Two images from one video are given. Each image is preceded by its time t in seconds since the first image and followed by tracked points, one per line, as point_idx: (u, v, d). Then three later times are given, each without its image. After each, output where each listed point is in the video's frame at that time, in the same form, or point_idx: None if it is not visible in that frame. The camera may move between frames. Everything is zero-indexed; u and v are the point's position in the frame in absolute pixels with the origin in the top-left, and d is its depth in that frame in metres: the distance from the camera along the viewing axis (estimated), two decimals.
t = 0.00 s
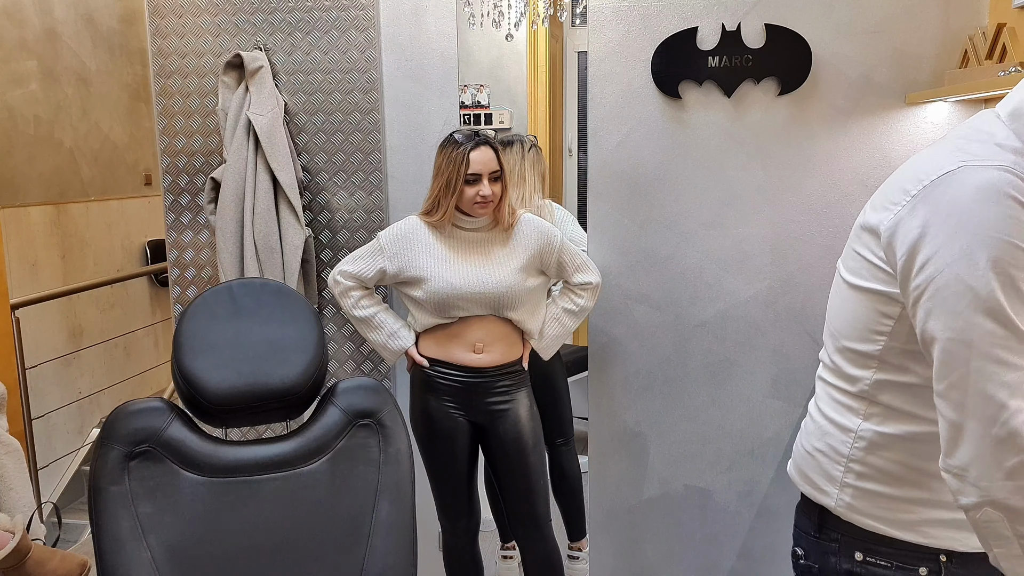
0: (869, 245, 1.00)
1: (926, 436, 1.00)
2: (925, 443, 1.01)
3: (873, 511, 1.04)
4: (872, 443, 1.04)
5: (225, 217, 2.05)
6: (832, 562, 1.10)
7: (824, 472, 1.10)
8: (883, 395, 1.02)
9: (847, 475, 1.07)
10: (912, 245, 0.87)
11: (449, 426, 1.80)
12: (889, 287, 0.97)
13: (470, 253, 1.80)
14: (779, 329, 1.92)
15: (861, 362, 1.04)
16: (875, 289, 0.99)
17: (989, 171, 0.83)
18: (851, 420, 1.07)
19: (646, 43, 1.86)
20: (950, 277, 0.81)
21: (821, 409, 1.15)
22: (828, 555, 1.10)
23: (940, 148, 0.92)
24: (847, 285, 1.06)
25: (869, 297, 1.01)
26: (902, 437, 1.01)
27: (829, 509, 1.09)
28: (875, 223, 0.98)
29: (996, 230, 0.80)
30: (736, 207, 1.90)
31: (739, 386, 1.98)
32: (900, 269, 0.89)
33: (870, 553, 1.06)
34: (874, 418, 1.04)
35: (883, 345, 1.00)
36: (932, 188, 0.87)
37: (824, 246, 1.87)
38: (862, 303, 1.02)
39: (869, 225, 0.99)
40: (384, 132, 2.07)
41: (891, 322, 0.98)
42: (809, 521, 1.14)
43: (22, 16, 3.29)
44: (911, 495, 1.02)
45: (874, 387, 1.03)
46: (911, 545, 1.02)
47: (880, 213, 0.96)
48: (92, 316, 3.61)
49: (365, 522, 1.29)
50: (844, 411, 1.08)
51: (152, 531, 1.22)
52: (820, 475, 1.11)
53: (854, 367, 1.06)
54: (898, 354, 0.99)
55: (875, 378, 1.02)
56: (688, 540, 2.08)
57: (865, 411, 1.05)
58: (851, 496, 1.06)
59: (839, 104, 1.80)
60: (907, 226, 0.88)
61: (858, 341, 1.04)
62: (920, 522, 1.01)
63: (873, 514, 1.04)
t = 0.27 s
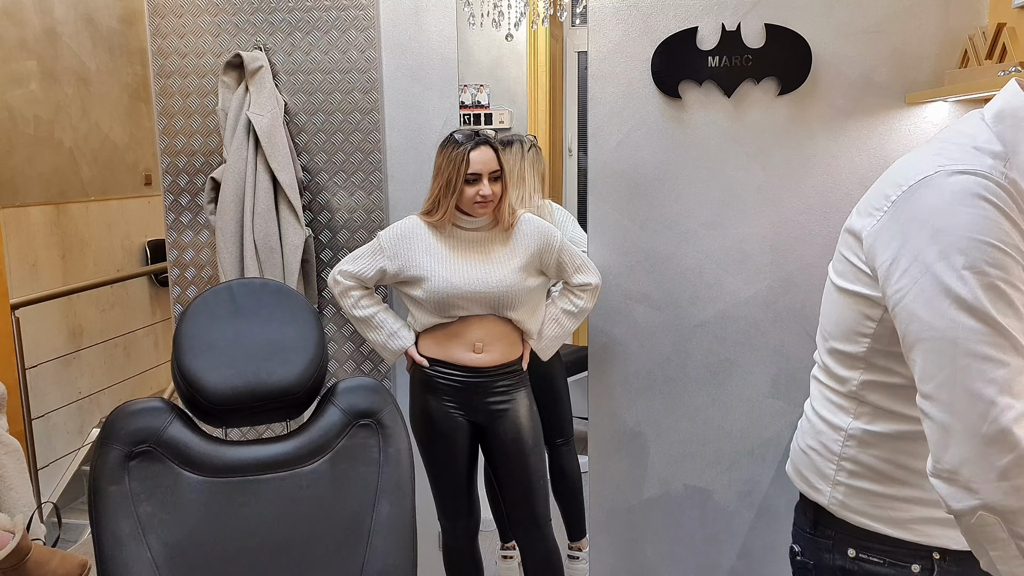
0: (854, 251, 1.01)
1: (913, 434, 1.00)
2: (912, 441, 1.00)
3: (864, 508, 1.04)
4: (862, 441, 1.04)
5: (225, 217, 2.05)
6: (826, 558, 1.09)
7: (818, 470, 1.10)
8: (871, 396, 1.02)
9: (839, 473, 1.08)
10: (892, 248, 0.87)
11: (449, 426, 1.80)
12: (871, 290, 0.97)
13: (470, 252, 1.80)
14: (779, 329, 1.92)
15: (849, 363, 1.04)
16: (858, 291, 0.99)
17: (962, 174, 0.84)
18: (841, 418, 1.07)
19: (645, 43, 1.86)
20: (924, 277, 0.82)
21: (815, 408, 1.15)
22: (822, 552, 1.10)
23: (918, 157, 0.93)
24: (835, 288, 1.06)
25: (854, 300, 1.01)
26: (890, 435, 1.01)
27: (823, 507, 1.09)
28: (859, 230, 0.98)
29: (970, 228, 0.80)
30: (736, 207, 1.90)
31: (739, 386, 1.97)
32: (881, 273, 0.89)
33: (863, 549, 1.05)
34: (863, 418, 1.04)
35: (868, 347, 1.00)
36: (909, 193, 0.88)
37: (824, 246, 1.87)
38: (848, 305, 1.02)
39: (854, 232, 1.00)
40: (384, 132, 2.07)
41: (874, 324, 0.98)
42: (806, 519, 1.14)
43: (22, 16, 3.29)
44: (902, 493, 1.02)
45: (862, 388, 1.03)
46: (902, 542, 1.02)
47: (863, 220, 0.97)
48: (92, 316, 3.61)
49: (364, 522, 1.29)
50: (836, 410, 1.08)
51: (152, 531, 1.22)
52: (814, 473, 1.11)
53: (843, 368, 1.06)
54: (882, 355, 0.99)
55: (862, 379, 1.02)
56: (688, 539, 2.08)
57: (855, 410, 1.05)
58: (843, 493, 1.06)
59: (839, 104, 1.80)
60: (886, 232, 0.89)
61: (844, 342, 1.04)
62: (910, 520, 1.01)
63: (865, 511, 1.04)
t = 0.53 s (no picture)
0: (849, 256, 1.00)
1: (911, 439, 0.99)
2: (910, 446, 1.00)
3: (868, 513, 1.04)
4: (863, 446, 1.04)
5: (226, 217, 2.05)
6: (831, 563, 1.09)
7: (821, 476, 1.11)
8: (870, 401, 1.02)
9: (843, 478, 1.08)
10: (881, 259, 0.87)
11: (449, 426, 1.80)
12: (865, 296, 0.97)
13: (470, 252, 1.80)
14: (779, 329, 1.92)
15: (848, 370, 1.04)
16: (852, 299, 1.00)
17: (948, 181, 0.83)
18: (843, 424, 1.07)
19: (645, 43, 1.86)
20: (908, 289, 0.82)
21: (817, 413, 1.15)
22: (828, 557, 1.10)
23: (909, 160, 0.92)
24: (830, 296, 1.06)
25: (848, 308, 1.01)
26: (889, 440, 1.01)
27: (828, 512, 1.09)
28: (852, 235, 0.98)
29: (952, 238, 0.79)
30: (736, 207, 1.90)
31: (739, 386, 1.98)
32: (872, 282, 0.89)
33: (868, 554, 1.05)
34: (863, 423, 1.04)
35: (864, 355, 1.00)
36: (894, 202, 0.87)
37: (824, 246, 1.87)
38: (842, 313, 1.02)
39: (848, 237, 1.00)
40: (384, 132, 2.07)
41: (869, 332, 0.98)
42: (812, 524, 1.14)
43: (22, 16, 3.29)
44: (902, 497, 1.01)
45: (861, 394, 1.03)
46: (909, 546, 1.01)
47: (856, 226, 0.96)
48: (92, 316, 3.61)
49: (365, 522, 1.29)
50: (838, 416, 1.09)
51: (152, 531, 1.22)
52: (818, 478, 1.11)
53: (843, 375, 1.06)
54: (880, 362, 0.99)
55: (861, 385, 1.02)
56: (688, 539, 2.08)
57: (856, 415, 1.05)
58: (847, 499, 1.06)
59: (839, 104, 1.80)
60: (874, 242, 0.89)
61: (842, 349, 1.04)
62: (915, 524, 1.00)
63: (869, 516, 1.04)
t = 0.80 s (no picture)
0: (846, 260, 1.00)
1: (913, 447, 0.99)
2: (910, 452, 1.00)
3: (870, 520, 1.04)
4: (864, 454, 1.04)
5: (226, 217, 2.05)
6: (834, 570, 1.09)
7: (820, 483, 1.10)
8: (871, 409, 1.02)
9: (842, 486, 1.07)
10: (886, 267, 0.87)
11: (448, 426, 1.80)
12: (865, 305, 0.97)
13: (470, 252, 1.80)
14: (780, 330, 1.92)
15: (848, 379, 1.04)
16: (853, 309, 1.00)
17: (951, 188, 0.82)
18: (843, 431, 1.07)
19: (645, 43, 1.86)
20: (915, 302, 0.82)
21: (815, 421, 1.15)
22: (830, 564, 1.10)
23: (908, 163, 0.91)
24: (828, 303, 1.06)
25: (848, 317, 1.01)
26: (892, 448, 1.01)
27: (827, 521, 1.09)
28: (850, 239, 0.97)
29: (959, 249, 0.79)
30: (736, 207, 1.90)
31: (739, 386, 1.98)
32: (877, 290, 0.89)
33: (870, 560, 1.05)
34: (864, 430, 1.04)
35: (867, 364, 1.00)
36: (897, 210, 0.87)
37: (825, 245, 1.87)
38: (842, 322, 1.02)
39: (845, 242, 0.99)
40: (384, 132, 2.07)
41: (872, 342, 0.98)
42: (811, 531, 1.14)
43: (22, 16, 3.29)
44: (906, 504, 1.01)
45: (862, 403, 1.02)
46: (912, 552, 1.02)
47: (855, 231, 0.96)
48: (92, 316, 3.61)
49: (365, 523, 1.29)
50: (837, 423, 1.08)
51: (152, 530, 1.22)
52: (817, 487, 1.11)
53: (842, 384, 1.06)
54: (883, 371, 0.99)
55: (863, 395, 1.02)
56: (688, 539, 2.08)
57: (856, 423, 1.05)
58: (846, 506, 1.06)
59: (838, 104, 1.80)
60: (878, 250, 0.89)
61: (843, 358, 1.04)
62: (918, 530, 1.00)
63: (869, 523, 1.04)
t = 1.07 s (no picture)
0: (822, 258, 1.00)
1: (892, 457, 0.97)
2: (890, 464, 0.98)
3: (851, 532, 1.03)
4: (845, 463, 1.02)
5: (226, 217, 2.05)
6: None
7: (805, 492, 1.10)
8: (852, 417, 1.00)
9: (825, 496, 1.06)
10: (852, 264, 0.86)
11: (448, 426, 1.80)
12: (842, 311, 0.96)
13: (470, 252, 1.80)
14: (780, 329, 1.92)
15: (831, 385, 1.02)
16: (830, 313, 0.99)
17: (920, 181, 0.81)
18: (825, 440, 1.05)
19: (646, 42, 1.86)
20: (871, 297, 0.82)
21: (803, 427, 1.14)
22: None
23: (886, 159, 0.90)
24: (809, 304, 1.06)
25: (824, 319, 1.01)
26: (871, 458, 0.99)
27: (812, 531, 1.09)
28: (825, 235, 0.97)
29: (919, 248, 0.78)
30: (736, 207, 1.90)
31: (739, 385, 1.98)
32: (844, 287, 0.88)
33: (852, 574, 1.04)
34: (846, 439, 1.02)
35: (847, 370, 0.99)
36: (865, 205, 0.86)
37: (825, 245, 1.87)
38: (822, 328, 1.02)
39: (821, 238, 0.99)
40: (384, 132, 2.07)
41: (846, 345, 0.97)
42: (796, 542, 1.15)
43: (22, 16, 3.29)
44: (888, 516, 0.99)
45: (842, 410, 1.01)
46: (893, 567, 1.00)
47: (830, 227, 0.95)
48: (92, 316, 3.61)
49: (364, 523, 1.28)
50: (820, 431, 1.07)
51: (152, 531, 1.22)
52: (801, 496, 1.11)
53: (826, 390, 1.04)
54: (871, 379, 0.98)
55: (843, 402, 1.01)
56: (687, 540, 2.08)
57: (839, 432, 1.03)
58: (829, 517, 1.05)
59: (838, 104, 1.80)
60: (847, 246, 0.88)
61: (824, 363, 1.03)
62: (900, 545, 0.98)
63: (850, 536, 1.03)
